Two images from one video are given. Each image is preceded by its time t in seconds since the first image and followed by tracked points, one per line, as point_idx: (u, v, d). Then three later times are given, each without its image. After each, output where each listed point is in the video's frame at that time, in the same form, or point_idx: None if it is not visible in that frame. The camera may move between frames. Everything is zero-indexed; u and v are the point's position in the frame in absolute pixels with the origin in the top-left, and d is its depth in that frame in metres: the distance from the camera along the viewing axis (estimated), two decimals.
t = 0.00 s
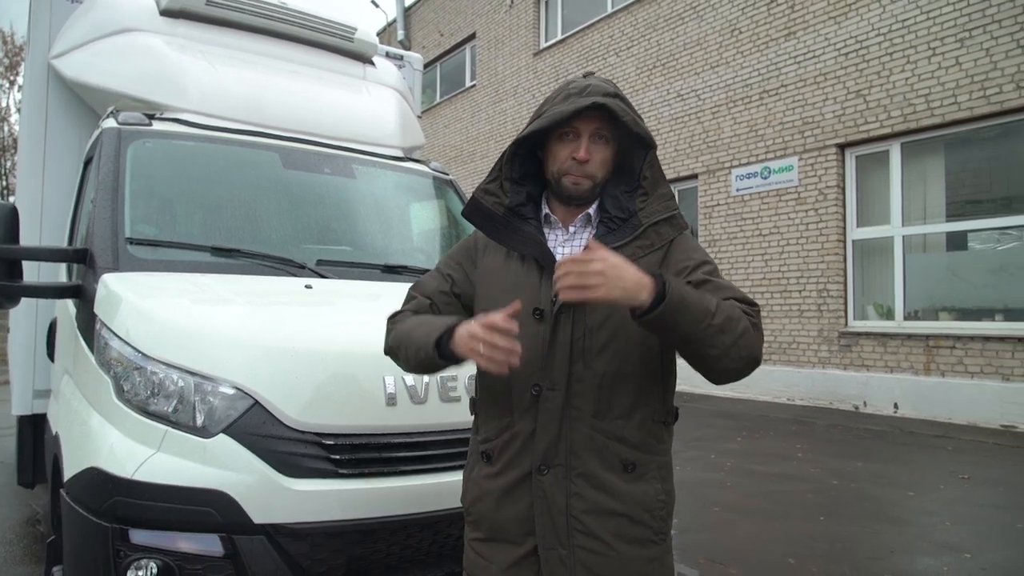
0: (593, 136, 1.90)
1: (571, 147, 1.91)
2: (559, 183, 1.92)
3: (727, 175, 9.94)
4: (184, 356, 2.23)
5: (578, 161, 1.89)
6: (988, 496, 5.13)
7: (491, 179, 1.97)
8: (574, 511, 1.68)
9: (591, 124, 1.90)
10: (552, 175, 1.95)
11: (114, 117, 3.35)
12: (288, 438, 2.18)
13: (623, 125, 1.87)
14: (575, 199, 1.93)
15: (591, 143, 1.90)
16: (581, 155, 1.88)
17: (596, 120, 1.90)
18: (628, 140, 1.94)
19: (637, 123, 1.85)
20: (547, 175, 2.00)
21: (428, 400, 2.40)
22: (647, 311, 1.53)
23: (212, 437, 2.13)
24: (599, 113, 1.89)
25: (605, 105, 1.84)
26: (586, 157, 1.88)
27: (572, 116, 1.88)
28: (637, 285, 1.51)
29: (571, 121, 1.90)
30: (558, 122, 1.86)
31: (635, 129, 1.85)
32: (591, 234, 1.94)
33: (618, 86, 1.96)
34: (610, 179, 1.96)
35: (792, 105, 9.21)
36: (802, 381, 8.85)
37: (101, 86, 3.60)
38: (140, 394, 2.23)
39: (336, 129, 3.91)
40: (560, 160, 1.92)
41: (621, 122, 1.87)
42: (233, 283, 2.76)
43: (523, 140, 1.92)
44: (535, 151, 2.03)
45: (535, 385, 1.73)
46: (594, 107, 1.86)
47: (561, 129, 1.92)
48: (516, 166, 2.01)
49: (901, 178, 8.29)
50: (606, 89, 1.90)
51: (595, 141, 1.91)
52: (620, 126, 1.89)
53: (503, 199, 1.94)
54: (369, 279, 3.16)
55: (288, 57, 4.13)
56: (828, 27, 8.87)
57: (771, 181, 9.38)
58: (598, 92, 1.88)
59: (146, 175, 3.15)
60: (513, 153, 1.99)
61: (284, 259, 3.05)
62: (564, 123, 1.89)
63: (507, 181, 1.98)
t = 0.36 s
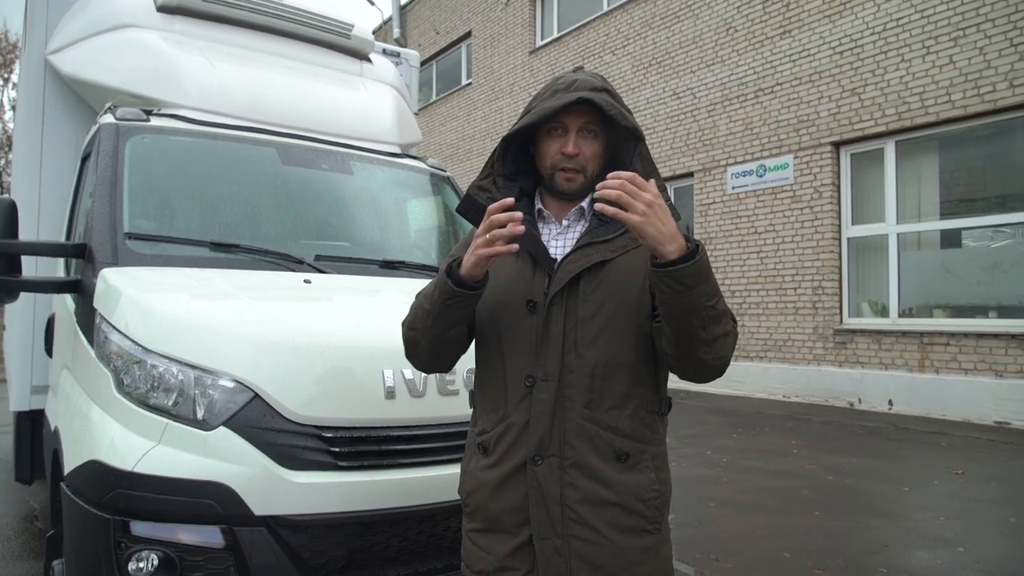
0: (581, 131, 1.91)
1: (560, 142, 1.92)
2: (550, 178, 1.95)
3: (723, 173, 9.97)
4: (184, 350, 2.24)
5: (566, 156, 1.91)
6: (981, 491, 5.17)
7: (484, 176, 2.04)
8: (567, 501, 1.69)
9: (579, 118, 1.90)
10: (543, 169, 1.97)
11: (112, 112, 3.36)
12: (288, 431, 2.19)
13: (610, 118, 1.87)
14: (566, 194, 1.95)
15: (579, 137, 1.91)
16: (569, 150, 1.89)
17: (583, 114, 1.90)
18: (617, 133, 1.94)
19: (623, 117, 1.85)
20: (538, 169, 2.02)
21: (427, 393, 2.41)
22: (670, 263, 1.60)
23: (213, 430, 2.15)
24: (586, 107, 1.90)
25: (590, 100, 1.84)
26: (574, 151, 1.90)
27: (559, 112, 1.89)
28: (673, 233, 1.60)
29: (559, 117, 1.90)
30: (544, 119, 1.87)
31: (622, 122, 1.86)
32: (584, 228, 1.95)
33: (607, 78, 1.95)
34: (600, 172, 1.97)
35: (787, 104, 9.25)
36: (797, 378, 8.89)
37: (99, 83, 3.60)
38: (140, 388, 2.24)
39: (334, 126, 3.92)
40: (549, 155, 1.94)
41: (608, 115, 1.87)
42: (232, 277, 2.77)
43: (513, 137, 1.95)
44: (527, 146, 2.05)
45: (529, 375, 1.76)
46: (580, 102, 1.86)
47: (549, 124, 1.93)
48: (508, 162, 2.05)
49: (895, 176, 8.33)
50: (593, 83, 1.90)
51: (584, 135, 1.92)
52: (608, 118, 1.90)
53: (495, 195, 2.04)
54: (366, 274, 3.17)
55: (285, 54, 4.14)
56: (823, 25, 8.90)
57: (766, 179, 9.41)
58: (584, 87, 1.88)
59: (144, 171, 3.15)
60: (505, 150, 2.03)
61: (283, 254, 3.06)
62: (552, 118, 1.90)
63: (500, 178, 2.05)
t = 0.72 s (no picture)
0: (594, 126, 1.92)
1: (572, 135, 1.92)
2: (557, 169, 1.95)
3: (722, 169, 9.98)
4: (185, 345, 2.24)
5: (577, 149, 1.91)
6: (978, 486, 5.19)
7: (491, 162, 2.04)
8: (563, 495, 1.70)
9: (592, 114, 1.91)
10: (549, 162, 1.97)
11: (112, 108, 3.36)
12: (289, 425, 2.20)
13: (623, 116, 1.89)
14: (570, 187, 1.96)
15: (590, 132, 1.92)
16: (580, 144, 1.89)
17: (598, 110, 1.91)
18: (628, 132, 1.95)
19: (636, 117, 1.87)
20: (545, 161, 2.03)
21: (428, 388, 2.42)
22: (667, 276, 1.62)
23: (214, 425, 2.15)
24: (602, 103, 1.91)
25: (607, 96, 1.85)
26: (585, 146, 1.90)
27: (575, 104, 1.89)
28: (676, 248, 1.61)
29: (573, 109, 1.91)
30: (560, 108, 1.87)
31: (635, 121, 1.88)
32: (584, 224, 1.96)
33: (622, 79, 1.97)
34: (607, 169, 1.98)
35: (786, 100, 9.25)
36: (795, 374, 8.91)
37: (98, 78, 3.60)
38: (142, 382, 2.25)
39: (333, 121, 3.92)
40: (560, 147, 1.93)
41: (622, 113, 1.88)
42: (233, 273, 2.78)
43: (525, 125, 1.95)
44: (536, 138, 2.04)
45: (526, 369, 1.77)
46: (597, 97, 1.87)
47: (562, 117, 1.93)
48: (517, 152, 2.05)
49: (893, 172, 8.34)
50: (611, 80, 1.91)
51: (595, 131, 1.93)
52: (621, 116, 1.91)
53: (501, 182, 2.03)
54: (366, 270, 3.17)
55: (285, 49, 4.14)
56: (822, 22, 8.90)
57: (765, 175, 9.42)
58: (602, 83, 1.88)
59: (145, 166, 3.15)
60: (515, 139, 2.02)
61: (283, 249, 3.07)
62: (566, 110, 1.90)
63: (507, 166, 2.04)
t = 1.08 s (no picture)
0: (593, 125, 1.94)
1: (572, 131, 1.94)
2: (555, 165, 1.95)
3: (722, 168, 9.97)
4: (185, 345, 2.24)
5: (576, 145, 1.93)
6: (978, 486, 5.19)
7: (490, 157, 1.99)
8: (556, 497, 1.70)
9: (592, 112, 1.94)
10: (547, 159, 1.98)
11: (111, 107, 3.35)
12: (289, 427, 2.19)
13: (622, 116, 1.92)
14: (567, 186, 1.97)
15: (590, 130, 1.94)
16: (580, 140, 1.91)
17: (598, 109, 1.95)
18: (625, 134, 1.99)
19: (636, 116, 1.91)
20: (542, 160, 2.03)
21: (428, 388, 2.42)
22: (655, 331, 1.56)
23: (215, 426, 2.15)
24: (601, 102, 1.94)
25: (609, 93, 1.88)
26: (585, 142, 1.92)
27: (577, 101, 1.92)
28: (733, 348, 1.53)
29: (575, 107, 1.93)
30: (563, 104, 1.90)
31: (634, 120, 1.91)
32: (578, 225, 1.95)
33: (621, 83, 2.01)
34: (603, 170, 1.99)
35: (786, 99, 9.24)
36: (795, 374, 8.91)
37: (97, 77, 3.59)
38: (141, 383, 2.25)
39: (332, 120, 3.91)
40: (559, 143, 1.94)
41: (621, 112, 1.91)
42: (233, 273, 2.77)
43: (526, 121, 1.96)
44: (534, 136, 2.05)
45: (518, 369, 1.77)
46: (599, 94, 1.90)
47: (563, 114, 1.95)
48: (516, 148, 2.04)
49: (893, 171, 8.34)
50: (611, 81, 1.94)
51: (594, 130, 1.96)
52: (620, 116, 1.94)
53: (499, 178, 1.98)
54: (366, 270, 3.17)
55: (284, 48, 4.13)
56: (822, 20, 8.89)
57: (765, 173, 9.42)
58: (604, 82, 1.92)
59: (144, 165, 3.14)
60: (514, 134, 2.01)
61: (283, 249, 3.06)
62: (568, 107, 1.93)
63: (505, 162, 2.01)
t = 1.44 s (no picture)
0: (577, 128, 1.93)
1: (556, 137, 1.93)
2: (542, 173, 1.95)
3: (722, 168, 9.97)
4: (188, 347, 2.24)
5: (561, 151, 1.92)
6: (978, 486, 5.20)
7: (477, 172, 2.00)
8: (557, 499, 1.71)
9: (574, 115, 1.92)
10: (536, 167, 1.97)
11: (113, 108, 3.35)
12: (293, 429, 2.19)
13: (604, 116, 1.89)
14: (558, 192, 1.96)
15: (574, 134, 1.93)
16: (563, 146, 1.91)
17: (580, 111, 1.93)
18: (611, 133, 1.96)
19: (618, 115, 1.88)
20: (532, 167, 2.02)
21: (431, 390, 2.42)
22: (617, 376, 1.62)
23: (219, 428, 2.15)
24: (581, 104, 1.92)
25: (586, 96, 1.86)
26: (569, 147, 1.91)
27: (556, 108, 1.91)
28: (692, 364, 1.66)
29: (556, 113, 1.92)
30: (542, 113, 1.88)
31: (615, 120, 1.88)
32: (573, 228, 1.95)
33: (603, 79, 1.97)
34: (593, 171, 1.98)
35: (786, 99, 9.24)
36: (796, 373, 8.91)
37: (99, 78, 3.59)
38: (145, 385, 2.25)
39: (333, 121, 3.91)
40: (544, 150, 1.94)
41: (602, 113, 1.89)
42: (236, 274, 2.78)
43: (508, 131, 1.96)
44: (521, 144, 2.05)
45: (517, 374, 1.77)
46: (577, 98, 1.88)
47: (544, 122, 1.94)
48: (503, 159, 2.04)
49: (894, 171, 8.34)
50: (590, 82, 1.92)
51: (579, 133, 1.94)
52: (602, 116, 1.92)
53: (489, 191, 1.98)
54: (369, 272, 3.17)
55: (285, 49, 4.13)
56: (822, 20, 8.89)
57: (766, 173, 9.42)
58: (581, 85, 1.89)
59: (146, 167, 3.14)
60: (499, 147, 2.02)
61: (286, 251, 3.06)
62: (549, 114, 1.92)
63: (493, 175, 2.02)
